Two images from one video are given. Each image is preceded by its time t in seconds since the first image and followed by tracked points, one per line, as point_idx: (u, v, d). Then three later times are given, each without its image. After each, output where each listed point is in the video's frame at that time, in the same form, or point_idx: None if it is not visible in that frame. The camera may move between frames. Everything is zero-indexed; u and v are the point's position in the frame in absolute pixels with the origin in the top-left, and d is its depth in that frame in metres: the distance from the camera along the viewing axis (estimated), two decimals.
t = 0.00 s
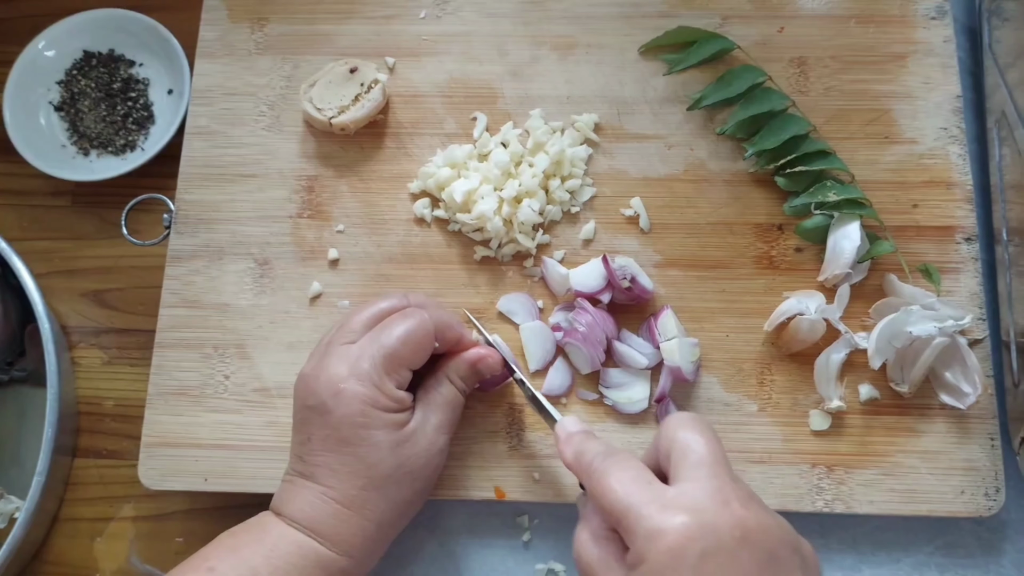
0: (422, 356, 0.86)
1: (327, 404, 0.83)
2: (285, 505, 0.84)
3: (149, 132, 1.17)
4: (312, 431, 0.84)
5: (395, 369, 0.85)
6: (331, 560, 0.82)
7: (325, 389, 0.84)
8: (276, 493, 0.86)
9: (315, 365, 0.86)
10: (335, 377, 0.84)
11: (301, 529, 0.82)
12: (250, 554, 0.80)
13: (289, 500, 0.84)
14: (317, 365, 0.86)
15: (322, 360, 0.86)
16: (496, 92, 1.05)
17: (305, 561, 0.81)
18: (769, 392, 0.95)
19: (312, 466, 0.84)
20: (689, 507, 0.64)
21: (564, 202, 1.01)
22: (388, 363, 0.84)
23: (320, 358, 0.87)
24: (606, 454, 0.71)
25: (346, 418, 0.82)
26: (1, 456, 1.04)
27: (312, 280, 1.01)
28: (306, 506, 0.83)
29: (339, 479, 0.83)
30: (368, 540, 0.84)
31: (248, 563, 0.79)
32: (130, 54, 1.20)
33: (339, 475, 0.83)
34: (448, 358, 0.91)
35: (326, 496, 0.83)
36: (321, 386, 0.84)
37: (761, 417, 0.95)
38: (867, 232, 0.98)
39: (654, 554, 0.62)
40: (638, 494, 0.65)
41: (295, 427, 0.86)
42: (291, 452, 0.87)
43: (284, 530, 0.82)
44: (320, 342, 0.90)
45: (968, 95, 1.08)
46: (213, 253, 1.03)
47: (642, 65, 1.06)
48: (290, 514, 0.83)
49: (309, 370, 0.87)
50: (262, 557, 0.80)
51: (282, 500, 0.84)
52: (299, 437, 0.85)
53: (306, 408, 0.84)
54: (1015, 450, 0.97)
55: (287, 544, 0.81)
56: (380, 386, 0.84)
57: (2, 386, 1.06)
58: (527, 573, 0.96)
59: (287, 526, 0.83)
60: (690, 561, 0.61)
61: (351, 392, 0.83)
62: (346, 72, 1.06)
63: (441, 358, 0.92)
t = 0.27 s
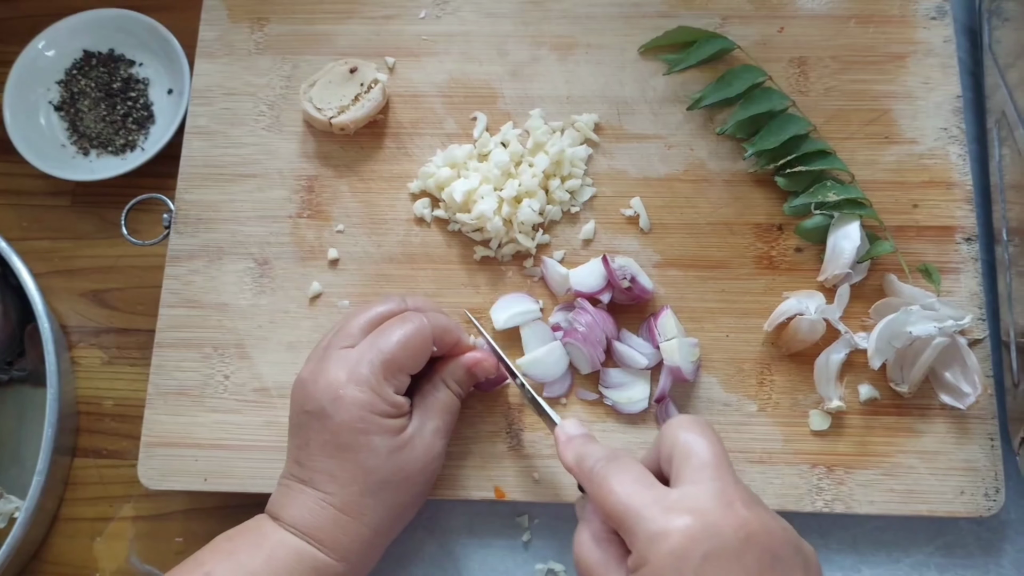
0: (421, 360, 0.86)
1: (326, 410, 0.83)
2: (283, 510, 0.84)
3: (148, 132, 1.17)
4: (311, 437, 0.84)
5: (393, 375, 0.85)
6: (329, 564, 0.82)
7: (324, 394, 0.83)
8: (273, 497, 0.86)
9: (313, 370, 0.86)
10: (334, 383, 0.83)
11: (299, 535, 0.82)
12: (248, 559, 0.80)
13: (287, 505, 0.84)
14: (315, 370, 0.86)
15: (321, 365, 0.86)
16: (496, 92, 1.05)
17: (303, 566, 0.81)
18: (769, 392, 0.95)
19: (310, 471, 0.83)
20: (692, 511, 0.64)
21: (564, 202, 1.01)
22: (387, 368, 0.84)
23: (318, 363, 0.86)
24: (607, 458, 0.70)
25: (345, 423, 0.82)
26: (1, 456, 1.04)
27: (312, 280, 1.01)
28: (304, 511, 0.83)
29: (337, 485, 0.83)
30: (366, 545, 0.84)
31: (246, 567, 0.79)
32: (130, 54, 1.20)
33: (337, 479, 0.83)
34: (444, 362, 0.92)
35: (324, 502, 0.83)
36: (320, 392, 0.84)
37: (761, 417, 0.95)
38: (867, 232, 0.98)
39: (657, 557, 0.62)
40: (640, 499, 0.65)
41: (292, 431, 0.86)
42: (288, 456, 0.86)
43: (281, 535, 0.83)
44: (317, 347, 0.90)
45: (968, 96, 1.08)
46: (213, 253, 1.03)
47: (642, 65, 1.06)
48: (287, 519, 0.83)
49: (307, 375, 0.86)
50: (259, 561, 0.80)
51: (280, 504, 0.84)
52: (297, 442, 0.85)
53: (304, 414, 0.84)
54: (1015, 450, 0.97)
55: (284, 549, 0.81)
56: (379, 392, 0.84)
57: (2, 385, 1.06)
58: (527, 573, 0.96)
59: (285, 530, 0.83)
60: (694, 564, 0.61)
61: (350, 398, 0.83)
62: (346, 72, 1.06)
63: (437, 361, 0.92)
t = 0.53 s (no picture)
0: (422, 363, 0.86)
1: (327, 412, 0.83)
2: (284, 511, 0.84)
3: (149, 132, 1.17)
4: (312, 438, 0.84)
5: (395, 377, 0.85)
6: (330, 566, 0.82)
7: (325, 396, 0.83)
8: (273, 498, 0.86)
9: (314, 372, 0.86)
10: (336, 385, 0.83)
11: (299, 536, 0.82)
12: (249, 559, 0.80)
13: (288, 506, 0.84)
14: (316, 371, 0.86)
15: (322, 366, 0.86)
16: (496, 92, 1.05)
17: (303, 567, 0.81)
18: (769, 392, 0.95)
19: (311, 473, 0.83)
20: (660, 490, 0.65)
21: (564, 202, 1.01)
22: (389, 371, 0.84)
23: (319, 364, 0.86)
24: (585, 439, 0.73)
25: (346, 425, 0.82)
26: (1, 456, 1.04)
27: (312, 280, 1.01)
28: (305, 512, 0.83)
29: (338, 486, 0.83)
30: (367, 547, 0.84)
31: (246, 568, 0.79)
32: (130, 54, 1.20)
33: (338, 481, 0.83)
34: (445, 365, 0.92)
35: (324, 504, 0.83)
36: (321, 393, 0.84)
37: (762, 417, 0.95)
38: (868, 232, 0.98)
39: (622, 533, 0.63)
40: (611, 477, 0.67)
41: (293, 433, 0.86)
42: (289, 457, 0.86)
43: (282, 536, 0.83)
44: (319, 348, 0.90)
45: (968, 95, 1.08)
46: (213, 253, 1.03)
47: (642, 65, 1.06)
48: (288, 520, 0.83)
49: (308, 376, 0.86)
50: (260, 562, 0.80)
51: (280, 505, 0.84)
52: (297, 443, 0.85)
53: (305, 415, 0.84)
54: (1016, 450, 0.97)
55: (284, 550, 0.81)
56: (381, 395, 0.84)
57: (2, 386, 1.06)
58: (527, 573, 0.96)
59: (286, 531, 0.83)
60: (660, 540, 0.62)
61: (352, 400, 0.83)
62: (346, 72, 1.06)
63: (438, 364, 0.93)
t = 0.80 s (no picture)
0: (420, 367, 0.86)
1: (326, 418, 0.83)
2: (282, 516, 0.84)
3: (149, 132, 1.17)
4: (310, 444, 0.83)
5: (394, 382, 0.85)
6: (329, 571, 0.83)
7: (324, 401, 0.83)
8: (271, 502, 0.86)
9: (313, 376, 0.86)
10: (334, 391, 0.83)
11: (298, 542, 0.82)
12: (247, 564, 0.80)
13: (286, 511, 0.84)
14: (314, 375, 0.85)
15: (320, 371, 0.85)
16: (496, 92, 1.05)
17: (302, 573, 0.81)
18: (770, 392, 0.95)
19: (309, 478, 0.83)
20: (689, 518, 0.63)
21: (564, 202, 1.01)
22: (387, 376, 0.84)
23: (318, 369, 0.86)
24: (603, 464, 0.70)
25: (345, 431, 0.82)
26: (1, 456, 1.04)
27: (312, 280, 1.01)
28: (303, 517, 0.83)
29: (336, 492, 0.83)
30: (365, 552, 0.84)
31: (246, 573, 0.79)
32: (130, 54, 1.20)
33: (336, 486, 0.83)
34: (441, 369, 0.92)
35: (323, 509, 0.83)
36: (320, 399, 0.83)
37: (762, 417, 0.94)
38: (868, 233, 0.98)
39: (655, 566, 0.61)
40: (638, 506, 0.64)
41: (291, 437, 0.86)
42: (286, 461, 0.86)
43: (280, 541, 0.83)
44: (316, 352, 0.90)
45: (969, 96, 1.08)
46: (213, 253, 1.03)
47: (642, 65, 1.06)
48: (286, 525, 0.83)
49: (307, 381, 0.86)
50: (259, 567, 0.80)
51: (278, 510, 0.84)
52: (295, 448, 0.85)
53: (304, 420, 0.84)
54: (1016, 450, 0.97)
55: (282, 555, 0.81)
56: (379, 400, 0.83)
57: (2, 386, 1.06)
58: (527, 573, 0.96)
59: (283, 537, 0.83)
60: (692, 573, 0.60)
61: (350, 406, 0.82)
62: (346, 72, 1.06)
63: (435, 367, 0.93)
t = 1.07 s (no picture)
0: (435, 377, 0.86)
1: (345, 429, 0.82)
2: (291, 524, 0.83)
3: (149, 132, 1.17)
4: (326, 453, 0.83)
5: (411, 392, 0.85)
6: None
7: (343, 412, 0.83)
8: (278, 510, 0.86)
9: (328, 385, 0.85)
10: (352, 401, 0.82)
11: (309, 552, 0.82)
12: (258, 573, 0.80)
13: (296, 520, 0.83)
14: (329, 383, 0.85)
15: (334, 380, 0.85)
16: (496, 92, 1.05)
17: None
18: (769, 392, 0.95)
19: (321, 488, 0.83)
20: (659, 488, 0.66)
21: (564, 202, 1.01)
22: (404, 386, 0.84)
23: (333, 378, 0.85)
24: (583, 440, 0.73)
25: (362, 442, 0.82)
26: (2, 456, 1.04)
27: (312, 280, 1.01)
28: (315, 527, 0.83)
29: (349, 501, 0.83)
30: (373, 563, 0.85)
31: None
32: (130, 54, 1.20)
33: (349, 496, 0.83)
34: (453, 378, 0.92)
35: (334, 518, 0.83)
36: (338, 410, 0.83)
37: (762, 417, 0.94)
38: (868, 232, 0.98)
39: (625, 530, 0.64)
40: (611, 476, 0.67)
41: (302, 445, 0.85)
42: (295, 468, 0.86)
43: (291, 550, 0.82)
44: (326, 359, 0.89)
45: (968, 95, 1.08)
46: (213, 253, 1.03)
47: (642, 65, 1.06)
48: (296, 534, 0.83)
49: (321, 390, 0.85)
50: None
51: (287, 519, 0.84)
52: (307, 456, 0.84)
53: (319, 429, 0.83)
54: (1016, 450, 0.97)
55: (294, 565, 0.81)
56: (397, 411, 0.83)
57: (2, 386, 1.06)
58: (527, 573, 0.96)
59: (293, 546, 0.82)
60: (661, 536, 0.63)
61: (368, 417, 0.82)
62: (347, 72, 1.06)
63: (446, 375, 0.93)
